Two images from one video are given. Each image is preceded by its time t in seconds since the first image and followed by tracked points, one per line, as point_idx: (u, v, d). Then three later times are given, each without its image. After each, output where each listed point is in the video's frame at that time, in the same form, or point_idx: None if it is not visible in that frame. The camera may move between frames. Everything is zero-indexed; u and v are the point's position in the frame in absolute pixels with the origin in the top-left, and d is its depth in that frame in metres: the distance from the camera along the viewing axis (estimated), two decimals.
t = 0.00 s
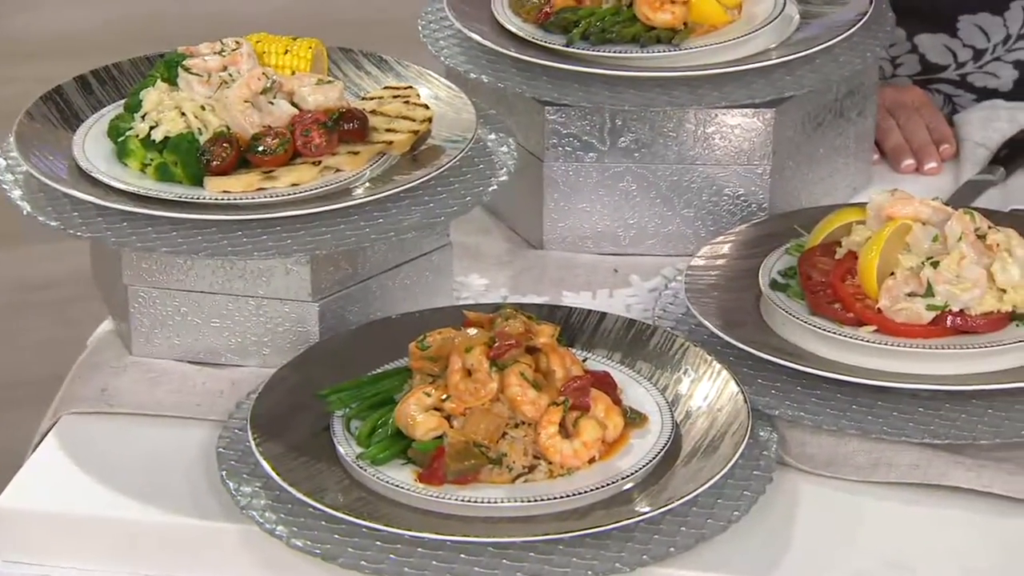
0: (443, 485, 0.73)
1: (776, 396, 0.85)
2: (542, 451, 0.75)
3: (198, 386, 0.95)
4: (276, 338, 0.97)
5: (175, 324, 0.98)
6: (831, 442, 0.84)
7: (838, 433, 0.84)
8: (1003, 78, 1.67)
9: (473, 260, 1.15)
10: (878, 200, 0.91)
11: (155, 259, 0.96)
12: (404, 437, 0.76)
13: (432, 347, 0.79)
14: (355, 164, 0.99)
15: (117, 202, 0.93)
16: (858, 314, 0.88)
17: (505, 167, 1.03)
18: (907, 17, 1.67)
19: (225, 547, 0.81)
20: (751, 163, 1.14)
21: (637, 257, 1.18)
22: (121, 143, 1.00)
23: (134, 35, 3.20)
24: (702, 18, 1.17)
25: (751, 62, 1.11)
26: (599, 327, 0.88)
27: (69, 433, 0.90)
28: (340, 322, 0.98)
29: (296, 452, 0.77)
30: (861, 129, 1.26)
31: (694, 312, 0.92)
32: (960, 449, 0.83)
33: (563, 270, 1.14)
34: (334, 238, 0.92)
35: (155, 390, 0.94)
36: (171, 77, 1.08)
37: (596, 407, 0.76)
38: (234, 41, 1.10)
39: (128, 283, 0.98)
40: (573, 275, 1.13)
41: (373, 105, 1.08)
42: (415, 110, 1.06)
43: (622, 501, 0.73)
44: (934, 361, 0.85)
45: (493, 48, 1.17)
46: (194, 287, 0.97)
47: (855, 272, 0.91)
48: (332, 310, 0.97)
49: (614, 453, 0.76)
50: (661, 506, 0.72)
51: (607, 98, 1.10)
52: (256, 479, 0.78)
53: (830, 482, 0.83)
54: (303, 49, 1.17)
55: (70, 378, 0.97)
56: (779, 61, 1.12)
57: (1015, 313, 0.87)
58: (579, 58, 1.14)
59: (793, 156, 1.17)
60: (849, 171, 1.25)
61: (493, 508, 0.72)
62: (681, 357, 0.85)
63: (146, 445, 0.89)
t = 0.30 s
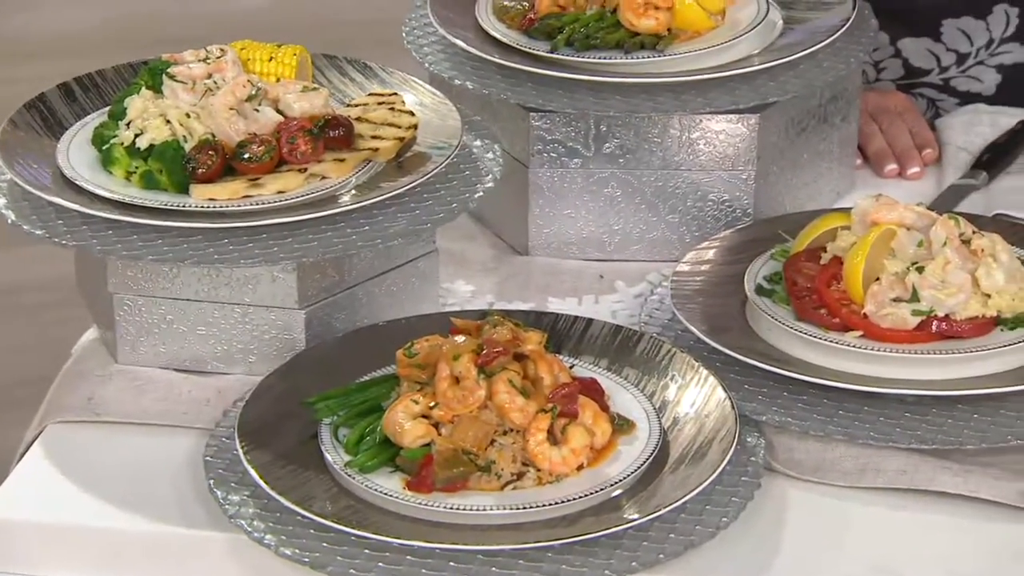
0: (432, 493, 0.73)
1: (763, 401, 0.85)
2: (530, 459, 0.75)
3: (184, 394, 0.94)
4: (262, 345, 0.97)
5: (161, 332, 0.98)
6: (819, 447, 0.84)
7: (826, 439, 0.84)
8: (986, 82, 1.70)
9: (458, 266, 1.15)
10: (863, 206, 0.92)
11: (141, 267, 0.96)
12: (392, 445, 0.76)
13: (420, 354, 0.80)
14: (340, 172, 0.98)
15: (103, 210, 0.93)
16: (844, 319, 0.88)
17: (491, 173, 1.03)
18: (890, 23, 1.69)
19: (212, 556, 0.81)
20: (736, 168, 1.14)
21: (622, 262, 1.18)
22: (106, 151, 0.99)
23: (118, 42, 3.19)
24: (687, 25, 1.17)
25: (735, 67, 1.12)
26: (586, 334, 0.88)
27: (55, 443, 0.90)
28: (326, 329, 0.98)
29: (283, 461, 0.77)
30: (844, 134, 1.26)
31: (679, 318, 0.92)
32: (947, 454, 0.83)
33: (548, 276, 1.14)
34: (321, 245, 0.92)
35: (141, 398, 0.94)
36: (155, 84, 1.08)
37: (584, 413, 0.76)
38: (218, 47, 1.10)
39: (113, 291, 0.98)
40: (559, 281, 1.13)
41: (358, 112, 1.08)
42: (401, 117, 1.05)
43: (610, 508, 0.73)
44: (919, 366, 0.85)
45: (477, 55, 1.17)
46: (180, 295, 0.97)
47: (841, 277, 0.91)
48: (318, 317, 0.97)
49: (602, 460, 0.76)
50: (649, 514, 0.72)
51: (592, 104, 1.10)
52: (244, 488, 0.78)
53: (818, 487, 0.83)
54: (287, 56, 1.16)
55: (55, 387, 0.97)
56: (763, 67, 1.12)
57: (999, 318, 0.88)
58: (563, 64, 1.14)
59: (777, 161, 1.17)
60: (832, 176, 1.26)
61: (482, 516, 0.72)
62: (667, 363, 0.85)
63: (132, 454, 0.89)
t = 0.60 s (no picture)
0: (420, 501, 0.73)
1: (749, 408, 0.85)
2: (518, 466, 0.75)
3: (169, 403, 0.94)
4: (248, 353, 0.97)
5: (148, 341, 0.98)
6: (805, 453, 0.84)
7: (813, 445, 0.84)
8: (970, 86, 1.72)
9: (443, 273, 1.15)
10: (848, 211, 0.92)
11: (127, 276, 0.96)
12: (380, 453, 0.76)
13: (406, 362, 0.80)
14: (326, 179, 0.98)
15: (88, 219, 0.93)
16: (830, 326, 0.88)
17: (476, 180, 1.03)
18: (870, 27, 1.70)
19: (200, 566, 0.80)
20: (720, 175, 1.14)
21: (607, 269, 1.18)
22: (90, 159, 0.99)
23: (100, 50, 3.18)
24: (670, 32, 1.17)
25: (719, 74, 1.12)
26: (572, 341, 0.88)
27: (40, 453, 0.90)
28: (311, 338, 0.98)
29: (271, 470, 0.76)
30: (827, 140, 1.27)
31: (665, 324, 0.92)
32: (933, 460, 0.83)
33: (533, 283, 1.14)
34: (307, 254, 0.92)
35: (126, 408, 0.94)
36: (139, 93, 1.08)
37: (572, 421, 0.76)
38: (202, 56, 1.10)
39: (98, 300, 0.98)
40: (544, 289, 1.13)
41: (342, 120, 1.08)
42: (386, 124, 1.05)
43: (599, 516, 0.73)
44: (905, 372, 0.85)
45: (461, 62, 1.17)
46: (165, 304, 0.97)
47: (825, 283, 0.91)
48: (304, 326, 0.97)
49: (590, 467, 0.76)
50: (637, 521, 0.72)
51: (576, 111, 1.10)
52: (231, 497, 0.77)
53: (805, 494, 0.83)
54: (271, 64, 1.16)
55: (40, 396, 0.96)
56: (746, 74, 1.13)
57: (983, 323, 0.88)
58: (547, 71, 1.15)
59: (760, 167, 1.18)
60: (815, 181, 1.26)
61: (470, 524, 0.72)
62: (654, 370, 0.85)
63: (118, 463, 0.88)
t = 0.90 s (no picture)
0: (409, 509, 0.73)
1: (736, 414, 0.86)
2: (507, 474, 0.75)
3: (155, 412, 0.94)
4: (234, 362, 0.97)
5: (132, 350, 0.97)
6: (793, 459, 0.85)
7: (800, 450, 0.84)
8: (952, 85, 1.74)
9: (428, 279, 1.15)
10: (833, 217, 0.93)
11: (112, 285, 0.96)
12: (368, 462, 0.76)
13: (394, 371, 0.79)
14: (312, 187, 0.99)
15: (72, 228, 0.93)
16: (815, 331, 0.89)
17: (461, 187, 1.03)
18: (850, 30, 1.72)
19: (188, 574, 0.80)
20: (704, 181, 1.15)
21: (592, 274, 1.18)
22: (75, 168, 0.99)
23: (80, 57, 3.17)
24: (653, 36, 1.18)
25: (702, 80, 1.13)
26: (559, 348, 0.88)
27: (25, 464, 0.89)
28: (297, 345, 0.98)
29: (259, 479, 0.76)
30: (809, 145, 1.27)
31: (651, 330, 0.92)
32: (920, 465, 0.83)
33: (518, 290, 1.14)
34: (293, 262, 0.92)
35: (112, 417, 0.93)
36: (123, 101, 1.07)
37: (560, 428, 0.76)
38: (186, 64, 1.10)
39: (83, 309, 0.98)
40: (529, 295, 1.13)
41: (327, 127, 1.08)
42: (371, 131, 1.05)
43: (588, 523, 0.73)
44: (891, 377, 0.86)
45: (444, 68, 1.17)
46: (150, 313, 0.97)
47: (811, 289, 0.92)
48: (290, 333, 0.97)
49: (578, 474, 0.76)
50: (626, 528, 0.72)
51: (561, 117, 1.10)
52: (219, 507, 0.77)
53: (792, 499, 0.83)
54: (255, 71, 1.17)
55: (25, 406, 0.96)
56: (730, 80, 1.13)
57: (968, 328, 0.89)
58: (531, 77, 1.15)
59: (744, 173, 1.18)
60: (798, 186, 1.27)
61: (460, 532, 0.72)
62: (641, 377, 0.85)
63: (105, 473, 0.88)
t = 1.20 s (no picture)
0: (399, 516, 0.73)
1: (724, 419, 0.86)
2: (496, 481, 0.75)
3: (142, 420, 0.94)
4: (221, 369, 0.97)
5: (118, 358, 0.97)
6: (781, 464, 0.85)
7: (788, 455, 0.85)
8: (927, 87, 1.75)
9: (414, 285, 1.15)
10: (818, 222, 0.93)
11: (98, 292, 0.96)
12: (358, 469, 0.76)
13: (383, 377, 0.80)
14: (298, 194, 0.99)
15: (58, 236, 0.92)
16: (802, 336, 0.89)
17: (447, 193, 1.03)
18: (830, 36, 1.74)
19: None
20: (689, 185, 1.15)
21: (578, 279, 1.18)
22: (59, 176, 0.99)
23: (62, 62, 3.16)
24: (637, 41, 1.18)
25: (686, 85, 1.13)
26: (546, 354, 0.88)
27: (11, 473, 0.89)
28: (284, 352, 0.98)
29: (248, 487, 0.76)
30: (793, 150, 1.28)
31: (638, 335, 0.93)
32: (909, 469, 0.84)
33: (503, 295, 1.14)
34: (280, 269, 0.92)
35: (98, 425, 0.93)
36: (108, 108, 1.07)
37: (550, 434, 0.77)
38: (171, 71, 1.09)
39: (69, 317, 0.97)
40: (515, 300, 1.13)
41: (313, 133, 1.08)
42: (356, 138, 1.05)
43: (578, 529, 0.73)
44: (879, 382, 0.86)
45: (429, 74, 1.17)
46: (137, 320, 0.97)
47: (798, 293, 0.92)
48: (277, 340, 0.97)
49: (568, 480, 0.76)
50: (616, 535, 0.72)
51: (546, 123, 1.10)
52: (208, 515, 0.77)
53: (781, 504, 0.83)
54: (240, 77, 1.16)
55: (10, 414, 0.96)
56: (714, 85, 1.14)
57: (954, 332, 0.89)
58: (515, 83, 1.15)
59: (730, 178, 1.19)
60: (781, 190, 1.27)
61: (450, 539, 0.72)
62: (629, 383, 0.85)
63: (92, 481, 0.88)
